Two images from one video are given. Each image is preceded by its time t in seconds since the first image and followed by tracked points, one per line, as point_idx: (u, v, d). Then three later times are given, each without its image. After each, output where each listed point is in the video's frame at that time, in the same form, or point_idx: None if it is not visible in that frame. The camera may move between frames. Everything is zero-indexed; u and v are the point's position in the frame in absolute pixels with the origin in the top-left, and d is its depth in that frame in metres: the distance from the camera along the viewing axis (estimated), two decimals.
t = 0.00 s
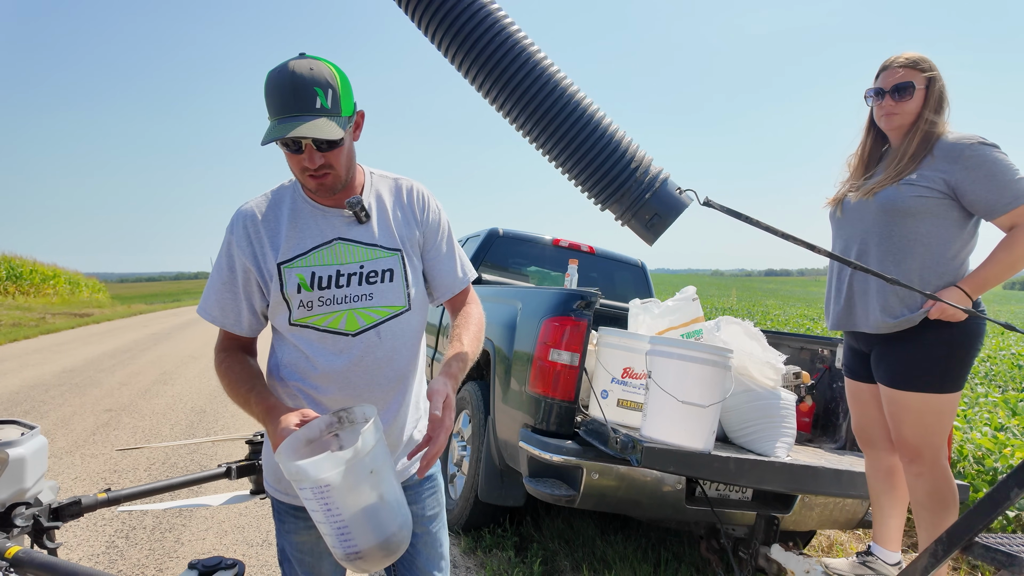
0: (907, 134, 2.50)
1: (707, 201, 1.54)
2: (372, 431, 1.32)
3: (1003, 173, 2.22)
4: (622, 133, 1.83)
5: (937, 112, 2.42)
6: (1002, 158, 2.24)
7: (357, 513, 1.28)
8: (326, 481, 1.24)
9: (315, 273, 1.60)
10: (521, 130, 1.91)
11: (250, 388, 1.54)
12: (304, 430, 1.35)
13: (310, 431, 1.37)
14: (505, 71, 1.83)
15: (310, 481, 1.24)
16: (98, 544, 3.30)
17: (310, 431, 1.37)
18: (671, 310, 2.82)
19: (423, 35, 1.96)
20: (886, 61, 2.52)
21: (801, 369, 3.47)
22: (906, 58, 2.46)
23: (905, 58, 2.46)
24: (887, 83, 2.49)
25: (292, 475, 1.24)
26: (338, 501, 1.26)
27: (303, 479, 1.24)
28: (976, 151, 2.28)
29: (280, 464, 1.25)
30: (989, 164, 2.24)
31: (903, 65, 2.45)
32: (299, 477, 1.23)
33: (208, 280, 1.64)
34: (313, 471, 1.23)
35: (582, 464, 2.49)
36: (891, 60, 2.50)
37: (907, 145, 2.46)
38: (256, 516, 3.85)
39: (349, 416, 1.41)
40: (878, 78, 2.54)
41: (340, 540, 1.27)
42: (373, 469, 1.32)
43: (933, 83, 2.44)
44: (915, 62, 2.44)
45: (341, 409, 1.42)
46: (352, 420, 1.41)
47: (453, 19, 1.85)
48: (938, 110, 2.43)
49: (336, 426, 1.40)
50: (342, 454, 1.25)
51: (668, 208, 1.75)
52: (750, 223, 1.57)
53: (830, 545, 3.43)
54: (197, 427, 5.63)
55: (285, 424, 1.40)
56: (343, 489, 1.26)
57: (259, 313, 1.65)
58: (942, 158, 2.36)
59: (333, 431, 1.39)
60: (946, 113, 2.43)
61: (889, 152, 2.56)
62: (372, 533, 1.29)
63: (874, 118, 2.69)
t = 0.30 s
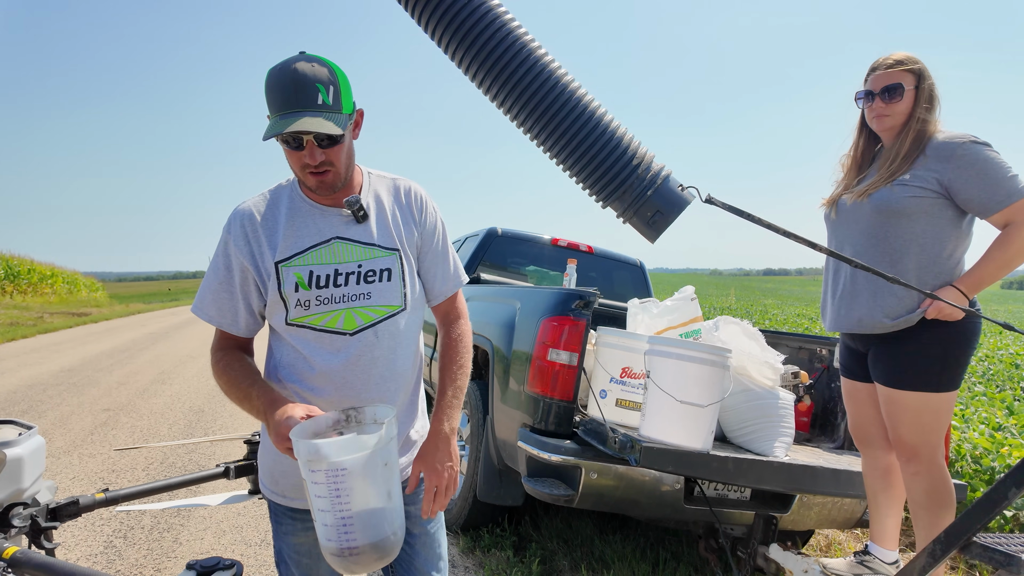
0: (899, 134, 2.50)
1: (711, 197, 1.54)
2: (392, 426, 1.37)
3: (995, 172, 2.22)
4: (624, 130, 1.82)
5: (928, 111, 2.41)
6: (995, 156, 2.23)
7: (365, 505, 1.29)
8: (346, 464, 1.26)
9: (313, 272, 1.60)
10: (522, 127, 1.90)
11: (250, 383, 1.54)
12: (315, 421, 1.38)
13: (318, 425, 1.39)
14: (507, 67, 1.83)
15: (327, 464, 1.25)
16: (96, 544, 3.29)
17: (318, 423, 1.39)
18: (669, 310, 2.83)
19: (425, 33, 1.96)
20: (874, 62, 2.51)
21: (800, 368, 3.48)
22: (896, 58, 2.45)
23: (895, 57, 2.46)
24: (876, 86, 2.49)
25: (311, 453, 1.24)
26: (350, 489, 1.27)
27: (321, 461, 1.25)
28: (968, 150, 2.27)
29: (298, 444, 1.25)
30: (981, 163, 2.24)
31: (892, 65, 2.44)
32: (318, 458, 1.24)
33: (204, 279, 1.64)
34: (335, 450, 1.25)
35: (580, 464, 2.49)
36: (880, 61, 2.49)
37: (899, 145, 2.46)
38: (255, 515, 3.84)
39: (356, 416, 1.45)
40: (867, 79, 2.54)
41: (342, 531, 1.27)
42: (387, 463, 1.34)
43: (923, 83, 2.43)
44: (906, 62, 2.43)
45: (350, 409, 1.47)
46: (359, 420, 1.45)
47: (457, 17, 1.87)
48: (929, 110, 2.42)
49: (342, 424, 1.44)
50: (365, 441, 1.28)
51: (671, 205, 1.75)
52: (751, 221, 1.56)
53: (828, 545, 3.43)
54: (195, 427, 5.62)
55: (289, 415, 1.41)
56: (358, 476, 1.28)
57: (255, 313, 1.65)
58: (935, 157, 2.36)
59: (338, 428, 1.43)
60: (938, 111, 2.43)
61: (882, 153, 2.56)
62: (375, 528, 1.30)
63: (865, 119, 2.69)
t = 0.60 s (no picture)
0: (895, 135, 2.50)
1: (707, 198, 1.53)
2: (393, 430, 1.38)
3: (989, 173, 2.22)
4: (620, 131, 1.82)
5: (923, 112, 2.42)
6: (990, 157, 2.24)
7: (366, 509, 1.29)
8: (349, 467, 1.26)
9: (313, 271, 1.60)
10: (519, 128, 1.90)
11: (246, 381, 1.53)
12: (315, 422, 1.38)
13: (318, 426, 1.39)
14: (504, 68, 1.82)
15: (328, 467, 1.25)
16: (94, 544, 3.29)
17: (317, 424, 1.38)
18: (668, 309, 2.84)
19: (422, 34, 1.96)
20: (867, 64, 2.51)
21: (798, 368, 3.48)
22: (890, 58, 2.45)
23: (889, 58, 2.45)
24: (870, 88, 2.49)
25: (314, 455, 1.24)
26: (351, 492, 1.27)
27: (323, 463, 1.24)
28: (962, 150, 2.27)
29: (300, 446, 1.25)
30: (977, 164, 2.24)
31: (885, 67, 2.44)
32: (320, 461, 1.24)
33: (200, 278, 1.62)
34: (338, 454, 1.25)
35: (578, 464, 2.49)
36: (873, 63, 2.49)
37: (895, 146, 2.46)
38: (253, 515, 3.84)
39: (354, 418, 1.46)
40: (861, 82, 2.54)
41: (341, 535, 1.26)
42: (387, 467, 1.35)
43: (918, 84, 2.43)
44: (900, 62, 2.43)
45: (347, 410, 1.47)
46: (358, 422, 1.46)
47: (455, 18, 1.87)
48: (923, 110, 2.42)
49: (340, 425, 1.44)
50: (367, 445, 1.28)
51: (668, 206, 1.75)
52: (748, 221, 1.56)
53: (825, 544, 3.43)
54: (193, 427, 5.61)
55: (289, 414, 1.41)
56: (360, 480, 1.28)
57: (251, 312, 1.64)
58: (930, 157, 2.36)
59: (335, 430, 1.43)
60: (932, 111, 2.43)
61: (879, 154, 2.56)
62: (374, 532, 1.30)
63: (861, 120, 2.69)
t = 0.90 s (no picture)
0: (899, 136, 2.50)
1: (704, 200, 1.54)
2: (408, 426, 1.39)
3: (989, 178, 2.24)
4: (618, 133, 1.82)
5: (927, 113, 2.42)
6: (987, 162, 2.25)
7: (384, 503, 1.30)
8: (368, 463, 1.27)
9: (319, 271, 1.60)
10: (517, 130, 1.90)
11: (250, 380, 1.53)
12: (326, 420, 1.37)
13: (329, 425, 1.38)
14: (501, 70, 1.83)
15: (349, 463, 1.25)
16: (92, 544, 3.29)
17: (329, 422, 1.38)
18: (666, 309, 2.84)
19: (421, 35, 1.96)
20: (870, 66, 2.51)
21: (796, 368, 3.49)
22: (895, 59, 2.44)
23: (894, 58, 2.44)
24: (873, 92, 2.49)
25: (335, 450, 1.24)
26: (372, 487, 1.28)
27: (345, 459, 1.25)
28: (964, 152, 2.27)
29: (320, 442, 1.25)
30: (975, 164, 2.25)
31: (889, 69, 2.44)
32: (343, 457, 1.25)
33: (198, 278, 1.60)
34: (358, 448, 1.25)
35: (577, 464, 2.49)
36: (876, 65, 2.48)
37: (899, 147, 2.46)
38: (251, 515, 3.84)
39: (364, 416, 1.44)
40: (864, 85, 2.54)
41: (360, 529, 1.27)
42: (403, 462, 1.36)
43: (922, 84, 2.43)
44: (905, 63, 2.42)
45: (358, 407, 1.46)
46: (368, 419, 1.44)
47: (452, 19, 1.86)
48: (927, 112, 2.42)
49: (350, 423, 1.42)
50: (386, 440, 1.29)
51: (664, 208, 1.75)
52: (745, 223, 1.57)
53: (823, 544, 3.44)
54: (192, 427, 5.61)
55: (300, 413, 1.42)
56: (380, 474, 1.29)
57: (250, 313, 1.62)
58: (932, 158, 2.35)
59: (346, 428, 1.42)
60: (936, 113, 2.43)
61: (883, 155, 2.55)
62: (391, 526, 1.31)
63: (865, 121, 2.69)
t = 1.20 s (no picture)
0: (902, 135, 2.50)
1: (703, 198, 1.53)
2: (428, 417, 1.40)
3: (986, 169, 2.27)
4: (616, 132, 1.82)
5: (931, 113, 2.43)
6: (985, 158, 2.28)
7: (410, 492, 1.32)
8: (394, 456, 1.28)
9: (330, 267, 1.64)
10: (515, 129, 1.90)
11: (258, 379, 1.51)
12: (342, 417, 1.36)
13: (346, 422, 1.37)
14: (499, 69, 1.82)
15: (375, 457, 1.26)
16: (90, 544, 3.28)
17: (345, 418, 1.36)
18: (665, 309, 2.84)
19: (418, 34, 1.95)
20: (874, 66, 2.47)
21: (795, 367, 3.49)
22: (898, 58, 2.42)
23: (897, 57, 2.42)
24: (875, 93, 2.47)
25: (362, 446, 1.25)
26: (397, 479, 1.29)
27: (371, 453, 1.26)
28: (970, 148, 2.27)
29: (344, 438, 1.25)
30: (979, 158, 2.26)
31: (893, 69, 2.40)
32: (369, 451, 1.25)
33: (199, 276, 1.56)
34: (383, 442, 1.26)
35: (576, 463, 2.49)
36: (879, 64, 2.45)
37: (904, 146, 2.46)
38: (250, 514, 3.84)
39: (377, 409, 1.44)
40: (866, 85, 2.49)
41: (387, 520, 1.29)
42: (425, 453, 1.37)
43: (926, 83, 2.42)
44: (909, 62, 2.40)
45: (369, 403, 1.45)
46: (381, 413, 1.44)
47: (448, 18, 1.84)
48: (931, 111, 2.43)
49: (363, 418, 1.42)
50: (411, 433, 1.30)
51: (662, 207, 1.75)
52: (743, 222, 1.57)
53: (822, 543, 3.44)
54: (190, 426, 5.61)
55: (317, 410, 1.42)
56: (405, 466, 1.30)
57: (255, 311, 1.61)
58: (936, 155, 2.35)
59: (360, 423, 1.41)
60: (939, 112, 2.44)
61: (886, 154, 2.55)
62: (416, 515, 1.34)
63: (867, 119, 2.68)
